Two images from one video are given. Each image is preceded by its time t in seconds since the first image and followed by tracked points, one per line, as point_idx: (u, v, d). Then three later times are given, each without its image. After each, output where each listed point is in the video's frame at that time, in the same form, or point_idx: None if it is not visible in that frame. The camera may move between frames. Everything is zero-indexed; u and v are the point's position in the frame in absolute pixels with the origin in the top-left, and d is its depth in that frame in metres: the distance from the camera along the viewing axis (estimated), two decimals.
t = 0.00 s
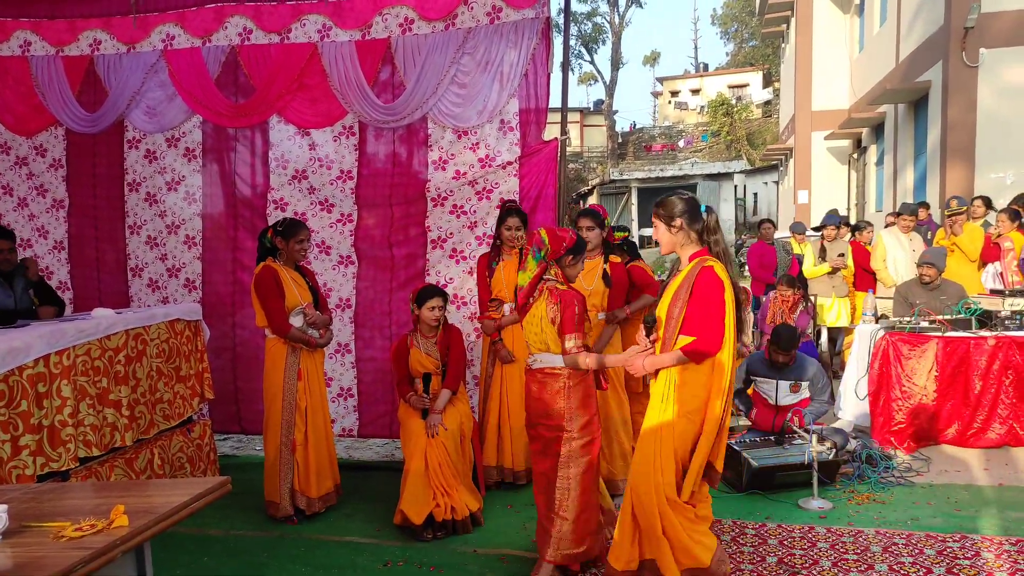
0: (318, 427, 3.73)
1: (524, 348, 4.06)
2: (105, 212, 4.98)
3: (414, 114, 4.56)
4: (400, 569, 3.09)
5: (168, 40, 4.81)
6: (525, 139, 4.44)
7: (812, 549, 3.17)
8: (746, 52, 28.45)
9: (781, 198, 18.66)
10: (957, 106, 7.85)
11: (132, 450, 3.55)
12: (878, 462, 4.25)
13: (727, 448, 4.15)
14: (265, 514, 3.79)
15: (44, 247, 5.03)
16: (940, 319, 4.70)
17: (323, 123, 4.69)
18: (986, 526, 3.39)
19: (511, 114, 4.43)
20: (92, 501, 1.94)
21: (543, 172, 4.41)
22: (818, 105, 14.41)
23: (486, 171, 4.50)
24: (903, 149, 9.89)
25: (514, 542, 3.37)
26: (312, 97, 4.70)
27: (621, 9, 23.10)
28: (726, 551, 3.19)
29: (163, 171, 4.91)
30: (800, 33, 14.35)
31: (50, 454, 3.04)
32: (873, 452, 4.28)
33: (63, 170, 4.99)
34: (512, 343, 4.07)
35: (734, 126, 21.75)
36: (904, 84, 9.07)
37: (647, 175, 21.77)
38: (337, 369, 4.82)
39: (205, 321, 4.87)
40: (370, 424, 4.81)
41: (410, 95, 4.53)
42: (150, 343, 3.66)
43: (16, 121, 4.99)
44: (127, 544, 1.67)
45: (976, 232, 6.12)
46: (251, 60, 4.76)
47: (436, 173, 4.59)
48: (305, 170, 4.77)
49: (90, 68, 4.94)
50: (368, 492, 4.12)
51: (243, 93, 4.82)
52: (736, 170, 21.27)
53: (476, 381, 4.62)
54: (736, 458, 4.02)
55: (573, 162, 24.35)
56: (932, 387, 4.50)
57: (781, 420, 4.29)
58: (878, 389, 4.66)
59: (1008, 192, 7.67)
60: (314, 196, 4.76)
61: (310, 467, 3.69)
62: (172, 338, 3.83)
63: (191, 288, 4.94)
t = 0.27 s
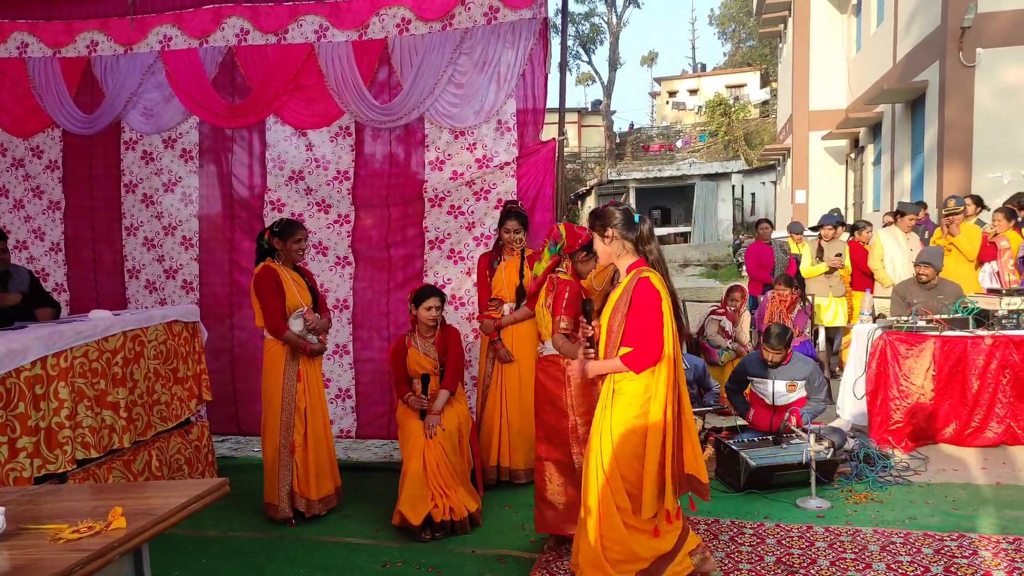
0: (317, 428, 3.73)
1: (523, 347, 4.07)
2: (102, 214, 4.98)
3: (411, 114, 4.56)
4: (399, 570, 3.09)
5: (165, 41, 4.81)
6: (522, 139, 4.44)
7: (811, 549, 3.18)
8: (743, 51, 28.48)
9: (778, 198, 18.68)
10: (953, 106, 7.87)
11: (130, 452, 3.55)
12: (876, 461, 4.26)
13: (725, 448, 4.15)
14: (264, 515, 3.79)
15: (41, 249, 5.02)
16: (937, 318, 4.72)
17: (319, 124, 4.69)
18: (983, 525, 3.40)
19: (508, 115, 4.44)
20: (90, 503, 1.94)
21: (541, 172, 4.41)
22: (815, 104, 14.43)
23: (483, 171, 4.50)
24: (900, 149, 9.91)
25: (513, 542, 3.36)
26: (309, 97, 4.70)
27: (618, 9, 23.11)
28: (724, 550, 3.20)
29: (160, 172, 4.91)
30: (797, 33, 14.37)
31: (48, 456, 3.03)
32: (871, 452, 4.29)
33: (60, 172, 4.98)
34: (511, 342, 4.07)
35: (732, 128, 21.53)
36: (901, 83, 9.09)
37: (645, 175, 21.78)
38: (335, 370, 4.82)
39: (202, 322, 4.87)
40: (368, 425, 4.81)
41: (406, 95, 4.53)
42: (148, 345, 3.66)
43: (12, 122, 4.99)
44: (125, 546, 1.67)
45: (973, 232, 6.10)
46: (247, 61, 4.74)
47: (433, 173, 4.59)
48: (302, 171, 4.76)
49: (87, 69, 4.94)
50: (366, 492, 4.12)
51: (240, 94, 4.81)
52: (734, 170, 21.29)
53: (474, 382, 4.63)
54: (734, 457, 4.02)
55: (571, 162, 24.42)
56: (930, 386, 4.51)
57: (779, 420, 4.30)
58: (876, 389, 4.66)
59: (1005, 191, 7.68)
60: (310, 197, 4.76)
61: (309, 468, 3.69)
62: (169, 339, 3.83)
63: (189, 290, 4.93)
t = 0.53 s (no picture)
0: (319, 428, 3.73)
1: (522, 348, 4.06)
2: (102, 215, 4.98)
3: (410, 115, 4.56)
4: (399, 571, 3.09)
5: (166, 44, 4.81)
6: (522, 141, 4.44)
7: (811, 550, 3.18)
8: (743, 53, 28.47)
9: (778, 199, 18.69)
10: (953, 107, 7.87)
11: (131, 454, 3.55)
12: (876, 463, 4.25)
13: (725, 450, 4.14)
14: (264, 517, 3.79)
15: (40, 250, 5.03)
16: (937, 319, 4.71)
17: (319, 125, 4.69)
18: (984, 527, 3.40)
19: (507, 116, 4.44)
20: (90, 505, 1.94)
21: (541, 174, 4.41)
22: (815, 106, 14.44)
23: (483, 173, 4.50)
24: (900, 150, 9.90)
25: (513, 544, 3.36)
26: (308, 98, 4.70)
27: (618, 11, 23.12)
28: (724, 551, 3.20)
29: (160, 173, 4.91)
30: (797, 35, 14.38)
31: (48, 457, 3.04)
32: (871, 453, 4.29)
33: (59, 173, 4.99)
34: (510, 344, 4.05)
35: (733, 128, 21.66)
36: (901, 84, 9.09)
37: (645, 176, 21.79)
38: (335, 372, 4.81)
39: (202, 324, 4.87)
40: (368, 427, 4.81)
41: (405, 96, 4.54)
42: (148, 346, 3.66)
43: (12, 124, 4.99)
44: (125, 548, 1.67)
45: (973, 233, 6.09)
46: (247, 63, 4.75)
47: (433, 174, 4.60)
48: (301, 173, 4.77)
49: (87, 71, 4.95)
50: (366, 494, 4.12)
51: (240, 95, 4.81)
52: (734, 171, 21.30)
53: (475, 383, 4.62)
54: (734, 459, 4.02)
55: (571, 164, 24.45)
56: (930, 388, 4.50)
57: (779, 421, 4.30)
58: (876, 390, 4.67)
59: (1005, 192, 7.68)
60: (310, 198, 4.76)
61: (311, 468, 3.69)
62: (169, 341, 3.83)
63: (188, 291, 4.94)
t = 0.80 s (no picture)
0: (323, 425, 3.75)
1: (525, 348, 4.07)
2: (106, 215, 4.99)
3: (412, 114, 4.57)
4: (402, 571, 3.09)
5: (170, 44, 4.84)
6: (525, 141, 4.44)
7: (814, 551, 3.17)
8: (747, 53, 28.43)
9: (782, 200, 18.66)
10: (958, 107, 7.86)
11: (134, 453, 3.55)
12: (880, 464, 4.24)
13: (728, 450, 4.14)
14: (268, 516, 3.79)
15: (43, 250, 5.05)
16: (941, 320, 4.70)
17: (322, 125, 4.69)
18: (989, 528, 3.38)
19: (510, 116, 4.44)
20: (94, 503, 1.94)
21: (544, 174, 4.41)
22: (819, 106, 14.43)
23: (485, 172, 4.50)
24: (904, 151, 9.88)
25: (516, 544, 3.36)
26: (311, 98, 4.71)
27: (621, 11, 23.12)
28: (727, 552, 3.19)
29: (163, 173, 4.92)
30: (801, 35, 14.37)
31: (52, 456, 3.04)
32: (874, 454, 4.28)
33: (63, 173, 5.00)
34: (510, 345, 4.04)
35: (736, 129, 21.62)
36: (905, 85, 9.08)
37: (648, 177, 21.79)
38: (338, 371, 4.82)
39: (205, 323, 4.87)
40: (371, 427, 4.81)
41: (407, 95, 4.55)
42: (152, 346, 3.66)
43: (17, 123, 5.01)
44: (129, 546, 1.68)
45: (978, 234, 6.11)
46: (250, 62, 4.75)
47: (435, 174, 4.60)
48: (304, 172, 4.77)
49: (92, 71, 4.97)
50: (369, 494, 4.12)
51: (243, 95, 4.81)
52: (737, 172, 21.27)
53: (477, 384, 4.62)
54: (737, 459, 4.01)
55: (574, 164, 24.45)
56: (935, 389, 4.49)
57: (782, 422, 4.29)
58: (880, 391, 4.65)
59: (1009, 193, 7.65)
60: (312, 198, 4.76)
61: (317, 466, 3.70)
62: (173, 340, 3.84)
63: (191, 291, 4.94)
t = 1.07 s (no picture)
0: (328, 424, 3.76)
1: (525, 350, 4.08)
2: (106, 217, 4.99)
3: (412, 115, 4.57)
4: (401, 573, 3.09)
5: (171, 45, 4.84)
6: (525, 142, 4.45)
7: (815, 553, 3.17)
8: (748, 55, 28.42)
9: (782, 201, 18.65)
10: (958, 109, 7.86)
11: (134, 454, 3.55)
12: (880, 465, 4.24)
13: (728, 452, 4.14)
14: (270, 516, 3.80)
15: (43, 251, 5.05)
16: (942, 322, 4.70)
17: (322, 126, 4.70)
18: (989, 530, 3.38)
19: (511, 117, 4.45)
20: (94, 505, 1.94)
21: (545, 176, 4.42)
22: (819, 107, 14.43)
23: (486, 174, 4.51)
24: (905, 152, 9.86)
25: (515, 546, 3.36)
26: (311, 100, 4.71)
27: (622, 13, 23.13)
28: (728, 554, 3.19)
29: (164, 174, 4.92)
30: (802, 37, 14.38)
31: (53, 457, 3.04)
32: (874, 455, 4.27)
33: (64, 174, 5.01)
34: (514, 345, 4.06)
35: (735, 131, 21.79)
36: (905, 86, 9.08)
37: (649, 178, 21.80)
38: (338, 373, 4.82)
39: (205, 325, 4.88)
40: (370, 429, 4.81)
41: (407, 97, 4.55)
42: (153, 347, 3.67)
43: (18, 125, 5.01)
44: (129, 548, 1.68)
45: (978, 237, 6.17)
46: (251, 64, 4.77)
47: (435, 175, 4.60)
48: (304, 173, 4.77)
49: (94, 73, 4.98)
50: (369, 496, 4.12)
51: (244, 97, 4.81)
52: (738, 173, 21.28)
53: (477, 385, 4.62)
54: (738, 461, 4.01)
55: (574, 165, 24.46)
56: (936, 390, 4.49)
57: (783, 425, 4.27)
58: (881, 393, 4.63)
59: (1010, 195, 7.65)
60: (312, 199, 4.77)
61: (324, 466, 3.71)
62: (173, 342, 3.84)
63: (191, 292, 4.95)
